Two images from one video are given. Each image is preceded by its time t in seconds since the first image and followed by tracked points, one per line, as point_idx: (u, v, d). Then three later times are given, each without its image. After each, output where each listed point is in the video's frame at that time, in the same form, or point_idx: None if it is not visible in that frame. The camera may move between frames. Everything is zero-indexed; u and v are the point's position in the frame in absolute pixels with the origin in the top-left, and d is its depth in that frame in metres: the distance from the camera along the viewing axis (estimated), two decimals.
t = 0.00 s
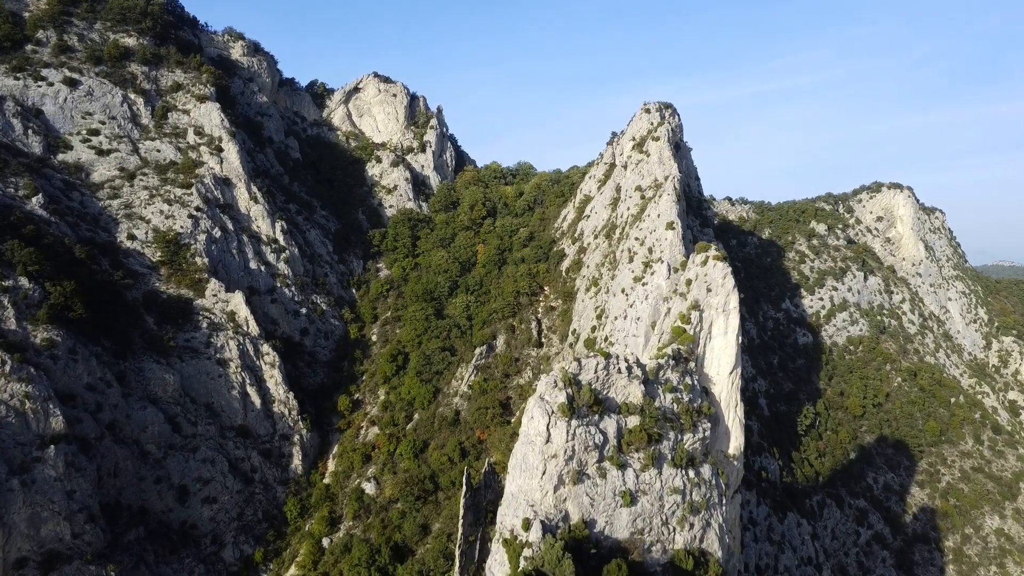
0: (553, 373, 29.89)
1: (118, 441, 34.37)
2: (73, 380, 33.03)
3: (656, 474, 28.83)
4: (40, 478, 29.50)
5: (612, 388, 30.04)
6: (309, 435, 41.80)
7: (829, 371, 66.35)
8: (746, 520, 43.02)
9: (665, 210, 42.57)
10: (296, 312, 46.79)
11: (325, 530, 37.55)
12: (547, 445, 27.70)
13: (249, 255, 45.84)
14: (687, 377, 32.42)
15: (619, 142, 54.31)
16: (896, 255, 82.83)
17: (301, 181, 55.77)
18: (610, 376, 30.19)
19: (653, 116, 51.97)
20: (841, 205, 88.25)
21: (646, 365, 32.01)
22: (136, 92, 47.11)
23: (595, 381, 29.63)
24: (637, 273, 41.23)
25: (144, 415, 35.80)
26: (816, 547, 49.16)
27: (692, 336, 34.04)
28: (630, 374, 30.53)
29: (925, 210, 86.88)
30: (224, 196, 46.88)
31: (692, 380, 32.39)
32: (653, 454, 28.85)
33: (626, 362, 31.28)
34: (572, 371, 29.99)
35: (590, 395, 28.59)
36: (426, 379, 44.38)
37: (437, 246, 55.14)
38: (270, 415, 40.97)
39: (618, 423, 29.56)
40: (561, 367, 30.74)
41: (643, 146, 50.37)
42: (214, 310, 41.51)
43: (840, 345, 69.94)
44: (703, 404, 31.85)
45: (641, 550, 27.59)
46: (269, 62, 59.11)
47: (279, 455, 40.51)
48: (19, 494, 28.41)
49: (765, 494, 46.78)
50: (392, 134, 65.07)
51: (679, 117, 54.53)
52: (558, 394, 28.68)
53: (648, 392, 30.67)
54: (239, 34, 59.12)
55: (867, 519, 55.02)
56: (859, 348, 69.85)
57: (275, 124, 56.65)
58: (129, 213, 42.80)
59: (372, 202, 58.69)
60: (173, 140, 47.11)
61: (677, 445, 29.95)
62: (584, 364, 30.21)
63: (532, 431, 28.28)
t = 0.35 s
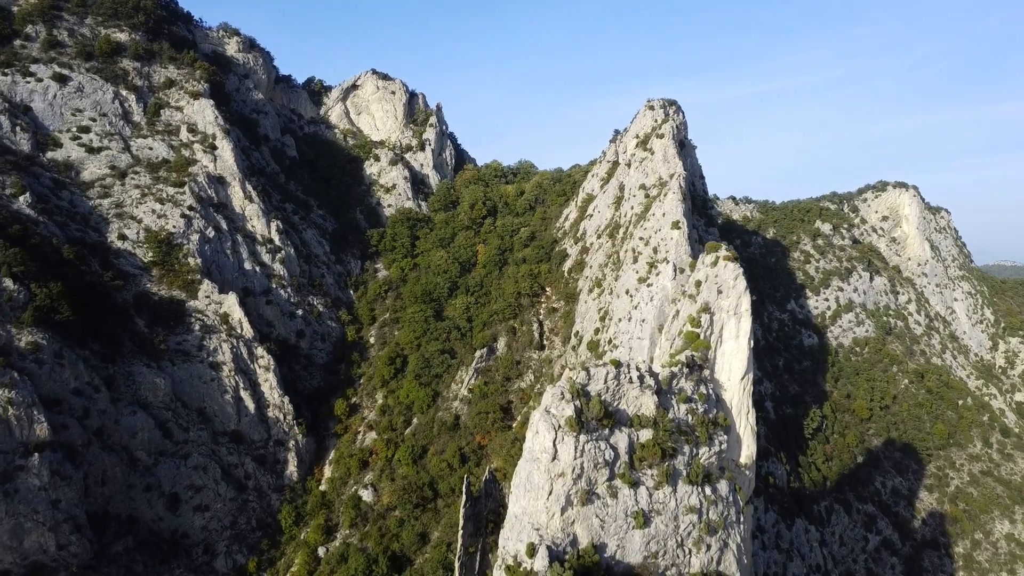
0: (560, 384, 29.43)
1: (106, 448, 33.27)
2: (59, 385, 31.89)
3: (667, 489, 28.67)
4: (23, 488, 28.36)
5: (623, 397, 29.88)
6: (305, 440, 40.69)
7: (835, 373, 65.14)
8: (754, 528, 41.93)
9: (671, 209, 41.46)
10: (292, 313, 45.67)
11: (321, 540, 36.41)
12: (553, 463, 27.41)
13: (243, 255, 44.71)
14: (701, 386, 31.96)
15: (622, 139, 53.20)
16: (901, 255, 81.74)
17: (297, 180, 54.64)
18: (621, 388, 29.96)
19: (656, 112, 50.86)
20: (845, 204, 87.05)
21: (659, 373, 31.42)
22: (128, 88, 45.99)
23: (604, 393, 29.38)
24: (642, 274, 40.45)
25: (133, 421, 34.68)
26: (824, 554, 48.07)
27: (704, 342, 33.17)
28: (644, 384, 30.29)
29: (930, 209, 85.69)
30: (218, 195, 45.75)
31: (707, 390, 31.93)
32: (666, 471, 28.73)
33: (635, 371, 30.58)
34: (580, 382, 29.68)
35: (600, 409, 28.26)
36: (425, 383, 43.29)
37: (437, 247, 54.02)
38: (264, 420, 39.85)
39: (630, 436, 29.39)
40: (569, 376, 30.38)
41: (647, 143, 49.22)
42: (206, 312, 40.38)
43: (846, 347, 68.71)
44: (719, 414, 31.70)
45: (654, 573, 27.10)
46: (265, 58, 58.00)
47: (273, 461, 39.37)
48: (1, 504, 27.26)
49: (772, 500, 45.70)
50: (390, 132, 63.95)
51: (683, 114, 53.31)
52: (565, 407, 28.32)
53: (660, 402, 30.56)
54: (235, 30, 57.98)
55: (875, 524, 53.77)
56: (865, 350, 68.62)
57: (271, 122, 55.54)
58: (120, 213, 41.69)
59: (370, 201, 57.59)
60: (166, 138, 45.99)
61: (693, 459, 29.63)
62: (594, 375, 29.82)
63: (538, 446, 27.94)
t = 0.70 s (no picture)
0: (567, 402, 28.71)
1: (93, 457, 32.11)
2: (44, 393, 30.75)
3: (683, 514, 27.82)
4: (4, 500, 27.15)
5: (635, 413, 29.42)
6: (300, 447, 39.57)
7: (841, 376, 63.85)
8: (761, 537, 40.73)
9: (676, 209, 40.40)
10: (287, 316, 44.57)
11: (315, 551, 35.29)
12: (560, 490, 26.60)
13: (237, 256, 43.60)
14: (717, 400, 31.73)
15: (625, 138, 52.00)
16: (907, 255, 80.57)
17: (293, 179, 53.50)
18: (633, 405, 29.52)
19: (661, 110, 49.52)
20: (850, 204, 85.90)
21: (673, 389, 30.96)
22: (119, 86, 44.88)
23: (616, 409, 28.91)
24: (646, 276, 39.53)
25: (122, 428, 33.54)
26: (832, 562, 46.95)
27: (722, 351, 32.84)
28: (659, 400, 29.95)
29: (936, 209, 84.57)
30: (212, 195, 44.64)
31: (724, 403, 31.56)
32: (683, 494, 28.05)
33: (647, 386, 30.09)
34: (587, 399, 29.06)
35: (611, 429, 27.72)
36: (423, 387, 42.28)
37: (436, 248, 52.88)
38: (258, 426, 38.73)
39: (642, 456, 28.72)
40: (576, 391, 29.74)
41: (651, 142, 48.06)
42: (199, 316, 39.26)
43: (852, 349, 67.48)
44: (737, 430, 31.23)
45: None
46: (260, 56, 56.92)
47: (267, 469, 38.24)
48: None
49: (780, 508, 44.59)
50: (389, 131, 62.93)
51: (687, 112, 52.06)
52: (574, 426, 27.56)
53: (675, 418, 29.98)
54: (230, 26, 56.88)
55: (884, 531, 52.54)
56: (871, 352, 67.42)
57: (266, 120, 54.45)
58: (110, 213, 40.57)
59: (368, 201, 56.50)
60: (158, 137, 44.88)
61: (710, 479, 29.21)
62: (604, 391, 29.36)
63: (544, 469, 27.11)
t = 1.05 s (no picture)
0: (574, 425, 28.53)
1: (79, 467, 30.90)
2: (27, 401, 29.57)
3: (700, 545, 27.74)
4: None
5: (648, 436, 29.46)
6: (295, 456, 38.50)
7: (848, 380, 62.73)
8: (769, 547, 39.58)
9: (681, 209, 39.28)
10: (282, 320, 43.47)
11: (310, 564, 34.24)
12: (569, 525, 26.34)
13: (230, 259, 42.50)
14: (735, 418, 31.45)
15: (628, 137, 50.79)
16: (912, 256, 79.39)
17: (289, 179, 52.38)
18: (646, 428, 29.45)
19: (664, 109, 48.23)
20: (855, 205, 84.66)
21: (688, 408, 30.84)
22: (109, 84, 43.77)
23: (626, 432, 29.04)
24: (651, 279, 38.49)
25: (109, 437, 32.39)
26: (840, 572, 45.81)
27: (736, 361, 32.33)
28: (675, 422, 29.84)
29: (941, 209, 83.39)
30: (204, 196, 43.51)
31: (742, 421, 31.41)
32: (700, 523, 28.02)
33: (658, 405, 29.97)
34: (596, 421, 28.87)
35: (622, 456, 27.73)
36: (421, 393, 41.19)
37: (434, 249, 51.70)
38: (251, 434, 37.63)
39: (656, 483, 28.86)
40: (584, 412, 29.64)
41: (655, 141, 46.81)
42: (190, 320, 38.15)
43: (858, 352, 66.20)
44: (754, 449, 31.21)
45: None
46: (255, 53, 55.81)
47: (260, 478, 37.15)
48: None
49: (788, 517, 43.44)
50: (387, 130, 61.88)
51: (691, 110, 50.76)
52: (582, 452, 27.52)
53: (691, 440, 29.94)
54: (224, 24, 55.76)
55: (892, 539, 51.34)
56: (877, 355, 66.11)
57: (261, 119, 53.36)
58: (100, 215, 39.47)
59: (366, 202, 55.41)
60: (149, 136, 43.77)
61: (729, 506, 29.03)
62: (614, 412, 29.34)
63: (550, 501, 26.91)
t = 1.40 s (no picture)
0: (583, 453, 27.99)
1: (64, 478, 29.75)
2: (8, 410, 28.38)
3: None
4: None
5: (663, 462, 28.97)
6: (288, 464, 37.35)
7: (854, 384, 61.00)
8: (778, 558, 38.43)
9: (687, 210, 38.12)
10: (277, 324, 42.36)
11: None
12: (577, 563, 25.81)
13: (223, 261, 41.37)
14: (755, 438, 30.85)
15: (632, 136, 49.60)
16: (918, 257, 78.14)
17: (284, 179, 51.21)
18: (661, 453, 28.91)
19: (669, 107, 46.92)
20: (860, 205, 83.20)
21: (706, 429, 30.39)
22: (99, 81, 42.62)
23: (640, 458, 28.54)
24: (655, 282, 37.37)
25: (96, 446, 31.23)
26: None
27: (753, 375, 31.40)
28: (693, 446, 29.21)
29: (947, 209, 82.16)
30: (197, 196, 42.36)
31: (763, 442, 30.81)
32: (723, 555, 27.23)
33: (674, 428, 29.48)
34: (607, 448, 28.36)
35: (634, 486, 27.28)
36: (419, 399, 40.09)
37: (433, 251, 50.49)
38: (243, 442, 36.49)
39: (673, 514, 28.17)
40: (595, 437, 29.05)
41: (659, 140, 45.58)
42: (181, 324, 37.00)
43: (864, 354, 64.79)
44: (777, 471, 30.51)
45: None
46: (250, 51, 54.66)
47: (253, 487, 36.02)
48: None
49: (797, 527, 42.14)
50: (384, 129, 60.73)
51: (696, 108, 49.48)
52: (591, 484, 27.07)
53: (709, 464, 29.51)
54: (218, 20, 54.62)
55: (901, 547, 50.05)
56: (883, 358, 64.64)
57: (256, 118, 52.22)
58: (88, 216, 38.34)
59: (363, 202, 54.25)
60: (140, 134, 42.64)
61: (751, 536, 28.40)
62: (627, 436, 28.85)
63: (556, 539, 26.47)
